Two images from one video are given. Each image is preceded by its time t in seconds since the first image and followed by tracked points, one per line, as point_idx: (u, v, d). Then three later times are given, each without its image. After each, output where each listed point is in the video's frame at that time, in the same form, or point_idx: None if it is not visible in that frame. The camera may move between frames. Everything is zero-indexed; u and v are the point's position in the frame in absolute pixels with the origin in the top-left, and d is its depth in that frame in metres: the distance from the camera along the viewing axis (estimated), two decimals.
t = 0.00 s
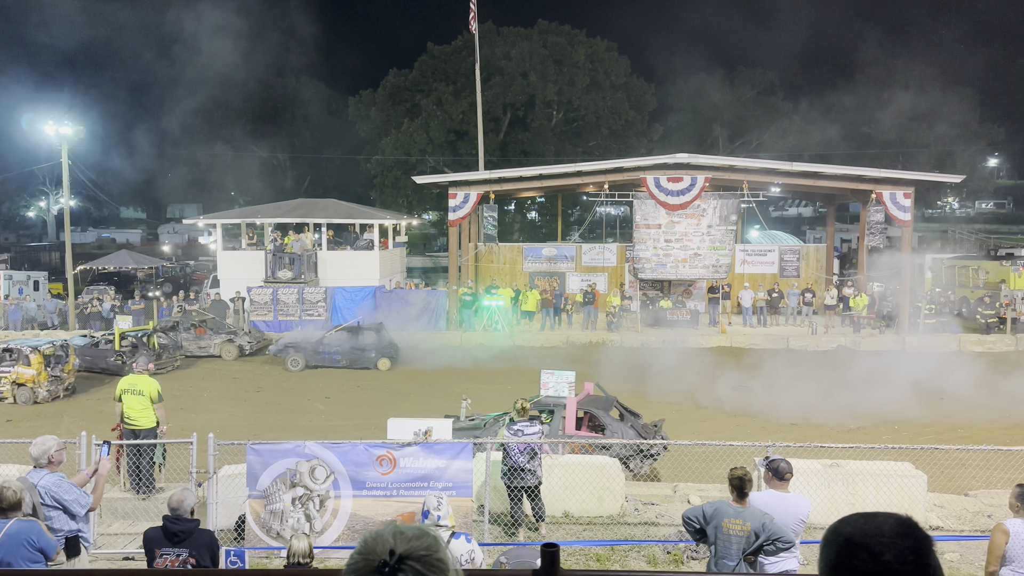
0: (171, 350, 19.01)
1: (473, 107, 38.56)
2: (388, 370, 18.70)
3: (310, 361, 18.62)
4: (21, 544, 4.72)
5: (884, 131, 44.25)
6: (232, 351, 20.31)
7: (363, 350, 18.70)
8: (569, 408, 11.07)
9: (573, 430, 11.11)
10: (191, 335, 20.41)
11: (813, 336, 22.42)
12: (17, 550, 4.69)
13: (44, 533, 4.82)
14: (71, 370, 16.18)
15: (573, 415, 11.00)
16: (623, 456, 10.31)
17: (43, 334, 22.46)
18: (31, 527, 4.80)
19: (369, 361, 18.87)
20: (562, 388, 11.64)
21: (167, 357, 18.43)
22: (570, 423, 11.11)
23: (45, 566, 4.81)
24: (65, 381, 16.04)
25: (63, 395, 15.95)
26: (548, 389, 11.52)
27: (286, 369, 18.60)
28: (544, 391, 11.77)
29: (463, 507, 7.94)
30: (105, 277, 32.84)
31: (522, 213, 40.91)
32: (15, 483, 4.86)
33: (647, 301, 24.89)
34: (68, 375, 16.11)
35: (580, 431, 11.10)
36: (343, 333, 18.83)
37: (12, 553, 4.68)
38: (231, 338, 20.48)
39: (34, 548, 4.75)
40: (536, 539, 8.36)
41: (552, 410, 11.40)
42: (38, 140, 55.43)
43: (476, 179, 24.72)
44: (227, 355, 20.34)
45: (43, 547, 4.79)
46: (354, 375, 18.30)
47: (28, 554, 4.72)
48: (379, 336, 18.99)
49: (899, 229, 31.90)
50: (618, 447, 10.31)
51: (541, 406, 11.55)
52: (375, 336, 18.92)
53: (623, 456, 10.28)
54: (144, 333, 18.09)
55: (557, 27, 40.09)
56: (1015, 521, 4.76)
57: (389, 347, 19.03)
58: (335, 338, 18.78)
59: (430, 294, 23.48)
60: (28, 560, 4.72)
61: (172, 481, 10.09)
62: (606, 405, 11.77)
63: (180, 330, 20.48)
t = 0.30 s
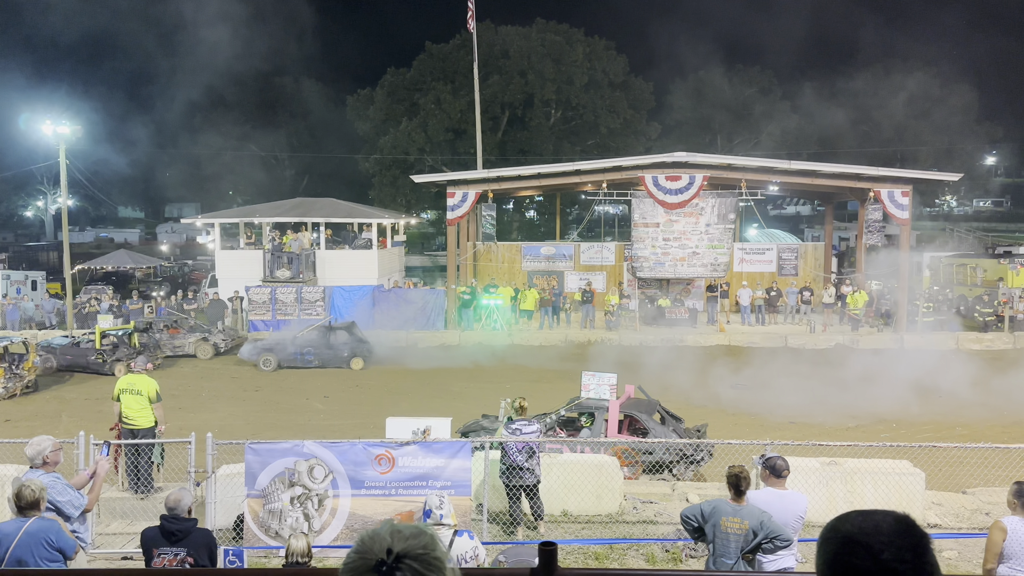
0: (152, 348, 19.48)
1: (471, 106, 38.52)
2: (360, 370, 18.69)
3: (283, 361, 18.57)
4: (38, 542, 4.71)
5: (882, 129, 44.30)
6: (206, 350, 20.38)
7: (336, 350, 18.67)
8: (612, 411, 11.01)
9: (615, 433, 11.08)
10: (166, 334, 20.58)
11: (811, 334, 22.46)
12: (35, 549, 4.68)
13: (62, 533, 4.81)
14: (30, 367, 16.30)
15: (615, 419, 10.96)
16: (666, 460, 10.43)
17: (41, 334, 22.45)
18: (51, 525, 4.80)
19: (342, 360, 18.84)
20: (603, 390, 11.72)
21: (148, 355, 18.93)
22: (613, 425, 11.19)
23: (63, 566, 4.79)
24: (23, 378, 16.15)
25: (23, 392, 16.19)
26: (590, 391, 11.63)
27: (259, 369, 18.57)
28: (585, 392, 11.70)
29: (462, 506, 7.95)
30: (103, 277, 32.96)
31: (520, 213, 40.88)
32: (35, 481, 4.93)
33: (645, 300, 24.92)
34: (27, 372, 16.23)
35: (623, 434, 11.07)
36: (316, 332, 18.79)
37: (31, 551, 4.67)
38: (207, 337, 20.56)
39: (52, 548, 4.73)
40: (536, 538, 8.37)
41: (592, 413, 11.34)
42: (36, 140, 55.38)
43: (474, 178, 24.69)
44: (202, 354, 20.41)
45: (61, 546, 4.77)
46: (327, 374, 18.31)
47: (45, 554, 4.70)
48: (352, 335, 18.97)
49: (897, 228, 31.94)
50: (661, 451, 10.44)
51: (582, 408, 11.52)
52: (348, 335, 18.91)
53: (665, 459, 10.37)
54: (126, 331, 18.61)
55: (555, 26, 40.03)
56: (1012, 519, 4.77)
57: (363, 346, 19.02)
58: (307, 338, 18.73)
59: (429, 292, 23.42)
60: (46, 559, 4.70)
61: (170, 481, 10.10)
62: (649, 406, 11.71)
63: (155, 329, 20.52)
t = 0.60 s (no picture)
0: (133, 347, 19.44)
1: (468, 105, 38.46)
2: (345, 369, 18.68)
3: (268, 360, 18.56)
4: (48, 541, 4.69)
5: (879, 128, 44.35)
6: (181, 350, 20.46)
7: (322, 349, 18.65)
8: (630, 411, 10.94)
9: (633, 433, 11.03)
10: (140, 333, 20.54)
11: (808, 333, 22.48)
12: (44, 548, 4.66)
13: (72, 532, 4.80)
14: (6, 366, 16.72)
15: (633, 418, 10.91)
16: (684, 460, 10.50)
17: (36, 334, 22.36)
18: (61, 524, 4.79)
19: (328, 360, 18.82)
20: (619, 390, 11.72)
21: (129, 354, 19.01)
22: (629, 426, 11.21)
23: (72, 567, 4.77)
24: None
25: None
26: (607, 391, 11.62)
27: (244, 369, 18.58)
28: (601, 393, 11.66)
29: (460, 505, 7.95)
30: (100, 276, 33.14)
31: (518, 212, 40.85)
32: (46, 480, 4.94)
33: (643, 298, 24.95)
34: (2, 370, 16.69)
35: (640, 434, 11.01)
36: (301, 332, 18.77)
37: (40, 550, 4.66)
38: (181, 336, 20.68)
39: (61, 547, 4.71)
40: (533, 537, 8.37)
41: (608, 413, 11.28)
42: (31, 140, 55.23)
43: (471, 177, 24.66)
44: (177, 353, 20.49)
45: (70, 546, 4.76)
46: (312, 373, 18.27)
47: (54, 553, 4.68)
48: (337, 334, 18.93)
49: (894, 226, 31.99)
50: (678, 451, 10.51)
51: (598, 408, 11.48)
52: (333, 334, 18.88)
53: (683, 460, 10.43)
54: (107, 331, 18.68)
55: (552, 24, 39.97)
56: (1005, 514, 4.79)
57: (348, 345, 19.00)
58: (293, 337, 18.71)
59: (426, 292, 23.36)
60: (56, 559, 4.68)
61: (167, 481, 10.08)
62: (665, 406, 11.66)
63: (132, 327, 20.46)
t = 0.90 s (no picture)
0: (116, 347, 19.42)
1: (464, 105, 38.40)
2: (342, 369, 18.67)
3: (265, 361, 18.54)
4: (40, 542, 4.68)
5: (875, 128, 44.42)
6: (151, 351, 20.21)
7: (318, 350, 18.63)
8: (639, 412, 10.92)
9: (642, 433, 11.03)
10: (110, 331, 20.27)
11: (804, 332, 22.51)
12: (35, 548, 4.65)
13: (64, 533, 4.78)
14: None
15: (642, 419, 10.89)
16: (694, 460, 10.51)
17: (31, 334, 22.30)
18: (54, 525, 4.77)
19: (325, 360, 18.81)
20: (627, 390, 11.70)
21: (110, 355, 18.96)
22: (639, 427, 11.17)
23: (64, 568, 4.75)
24: None
25: None
26: (615, 391, 11.58)
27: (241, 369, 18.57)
28: (609, 393, 11.61)
29: (456, 505, 7.95)
30: (95, 276, 33.08)
31: (514, 211, 40.85)
32: (41, 480, 4.93)
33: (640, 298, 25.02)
34: None
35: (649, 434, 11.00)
36: (298, 332, 18.75)
37: (31, 549, 4.65)
38: (151, 338, 20.49)
39: (53, 548, 4.70)
40: (529, 536, 8.37)
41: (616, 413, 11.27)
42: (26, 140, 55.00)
43: (468, 177, 24.65)
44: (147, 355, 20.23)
45: (62, 547, 4.74)
46: (309, 373, 18.25)
47: (46, 554, 4.67)
48: (334, 335, 18.91)
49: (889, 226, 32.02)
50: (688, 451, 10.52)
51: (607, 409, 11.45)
52: (331, 335, 18.85)
53: (694, 459, 10.43)
54: (86, 331, 18.75)
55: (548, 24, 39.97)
56: (1000, 510, 4.79)
57: (345, 345, 18.98)
58: (290, 338, 18.69)
59: (423, 292, 23.31)
60: (47, 559, 4.67)
61: (163, 481, 10.06)
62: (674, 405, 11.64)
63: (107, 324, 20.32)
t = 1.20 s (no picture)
0: (94, 348, 19.44)
1: (461, 104, 38.35)
2: (340, 368, 18.66)
3: (262, 360, 18.52)
4: (29, 543, 4.66)
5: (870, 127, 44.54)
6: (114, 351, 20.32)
7: (315, 349, 18.63)
8: (643, 412, 10.88)
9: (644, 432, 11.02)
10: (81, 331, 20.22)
11: (800, 331, 22.54)
12: (25, 548, 4.64)
13: (53, 533, 4.76)
14: None
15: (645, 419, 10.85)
16: (697, 459, 10.51)
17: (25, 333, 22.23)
18: (42, 525, 4.75)
19: (322, 359, 18.78)
20: (629, 389, 11.69)
21: (90, 354, 19.02)
22: (642, 426, 11.16)
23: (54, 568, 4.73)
24: None
25: None
26: (617, 390, 11.56)
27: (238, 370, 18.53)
28: (612, 392, 11.56)
29: (453, 505, 7.96)
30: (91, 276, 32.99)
31: (511, 211, 40.85)
32: (31, 480, 4.91)
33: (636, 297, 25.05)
34: None
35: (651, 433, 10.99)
36: (296, 332, 18.74)
37: (20, 550, 4.63)
38: (116, 338, 20.49)
39: (42, 548, 4.68)
40: (526, 536, 8.37)
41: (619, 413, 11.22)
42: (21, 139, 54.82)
43: (464, 176, 24.64)
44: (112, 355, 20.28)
45: (51, 546, 4.72)
46: (307, 373, 18.23)
47: (35, 554, 4.65)
48: (332, 334, 18.91)
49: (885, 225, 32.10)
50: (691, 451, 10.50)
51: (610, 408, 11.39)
52: (329, 334, 18.86)
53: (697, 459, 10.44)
54: (65, 331, 18.84)
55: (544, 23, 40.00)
56: (999, 507, 4.78)
57: (343, 345, 18.98)
58: (288, 337, 18.68)
59: (419, 291, 23.30)
60: (36, 560, 4.65)
61: (159, 481, 10.04)
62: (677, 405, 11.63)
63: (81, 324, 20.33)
